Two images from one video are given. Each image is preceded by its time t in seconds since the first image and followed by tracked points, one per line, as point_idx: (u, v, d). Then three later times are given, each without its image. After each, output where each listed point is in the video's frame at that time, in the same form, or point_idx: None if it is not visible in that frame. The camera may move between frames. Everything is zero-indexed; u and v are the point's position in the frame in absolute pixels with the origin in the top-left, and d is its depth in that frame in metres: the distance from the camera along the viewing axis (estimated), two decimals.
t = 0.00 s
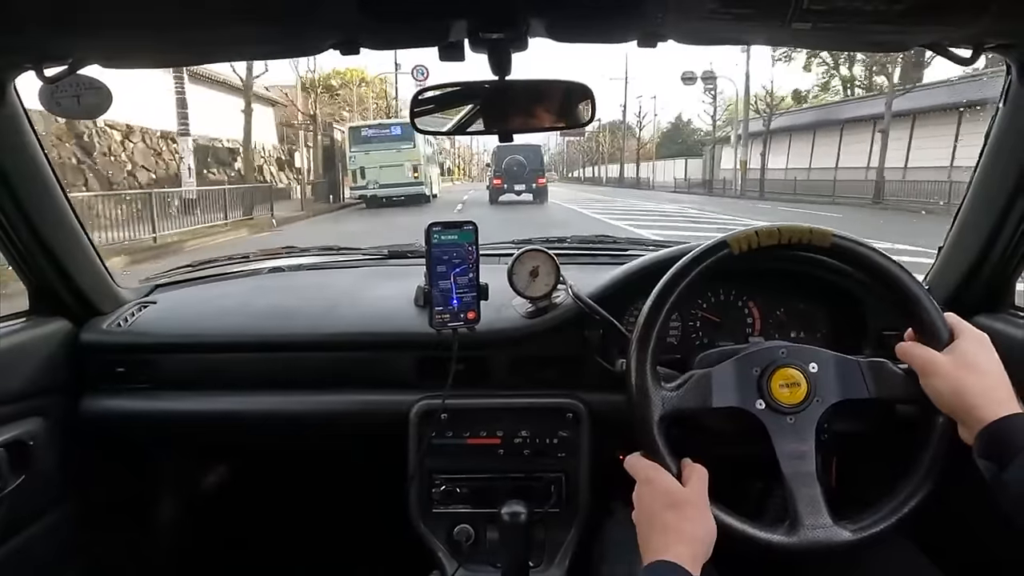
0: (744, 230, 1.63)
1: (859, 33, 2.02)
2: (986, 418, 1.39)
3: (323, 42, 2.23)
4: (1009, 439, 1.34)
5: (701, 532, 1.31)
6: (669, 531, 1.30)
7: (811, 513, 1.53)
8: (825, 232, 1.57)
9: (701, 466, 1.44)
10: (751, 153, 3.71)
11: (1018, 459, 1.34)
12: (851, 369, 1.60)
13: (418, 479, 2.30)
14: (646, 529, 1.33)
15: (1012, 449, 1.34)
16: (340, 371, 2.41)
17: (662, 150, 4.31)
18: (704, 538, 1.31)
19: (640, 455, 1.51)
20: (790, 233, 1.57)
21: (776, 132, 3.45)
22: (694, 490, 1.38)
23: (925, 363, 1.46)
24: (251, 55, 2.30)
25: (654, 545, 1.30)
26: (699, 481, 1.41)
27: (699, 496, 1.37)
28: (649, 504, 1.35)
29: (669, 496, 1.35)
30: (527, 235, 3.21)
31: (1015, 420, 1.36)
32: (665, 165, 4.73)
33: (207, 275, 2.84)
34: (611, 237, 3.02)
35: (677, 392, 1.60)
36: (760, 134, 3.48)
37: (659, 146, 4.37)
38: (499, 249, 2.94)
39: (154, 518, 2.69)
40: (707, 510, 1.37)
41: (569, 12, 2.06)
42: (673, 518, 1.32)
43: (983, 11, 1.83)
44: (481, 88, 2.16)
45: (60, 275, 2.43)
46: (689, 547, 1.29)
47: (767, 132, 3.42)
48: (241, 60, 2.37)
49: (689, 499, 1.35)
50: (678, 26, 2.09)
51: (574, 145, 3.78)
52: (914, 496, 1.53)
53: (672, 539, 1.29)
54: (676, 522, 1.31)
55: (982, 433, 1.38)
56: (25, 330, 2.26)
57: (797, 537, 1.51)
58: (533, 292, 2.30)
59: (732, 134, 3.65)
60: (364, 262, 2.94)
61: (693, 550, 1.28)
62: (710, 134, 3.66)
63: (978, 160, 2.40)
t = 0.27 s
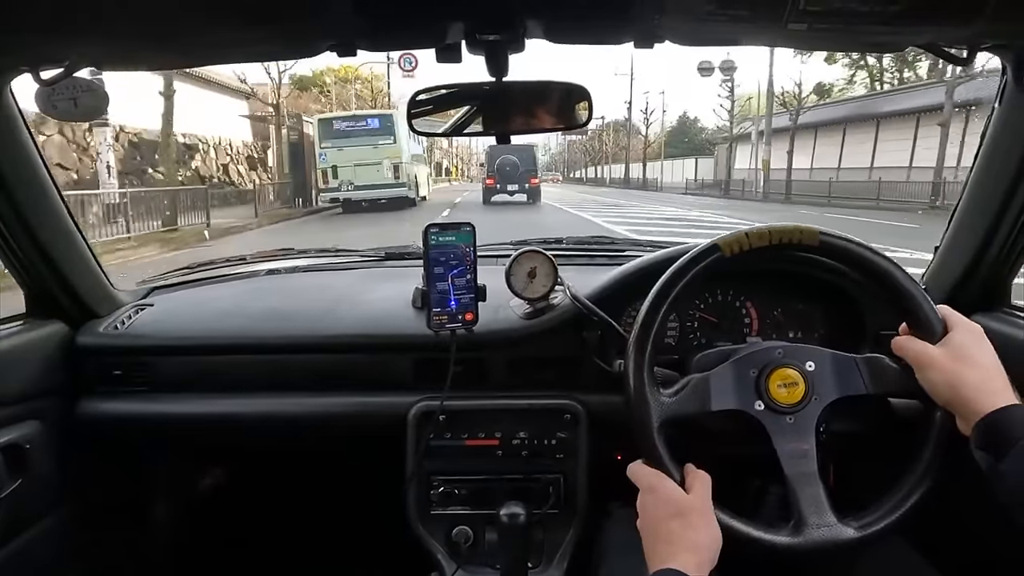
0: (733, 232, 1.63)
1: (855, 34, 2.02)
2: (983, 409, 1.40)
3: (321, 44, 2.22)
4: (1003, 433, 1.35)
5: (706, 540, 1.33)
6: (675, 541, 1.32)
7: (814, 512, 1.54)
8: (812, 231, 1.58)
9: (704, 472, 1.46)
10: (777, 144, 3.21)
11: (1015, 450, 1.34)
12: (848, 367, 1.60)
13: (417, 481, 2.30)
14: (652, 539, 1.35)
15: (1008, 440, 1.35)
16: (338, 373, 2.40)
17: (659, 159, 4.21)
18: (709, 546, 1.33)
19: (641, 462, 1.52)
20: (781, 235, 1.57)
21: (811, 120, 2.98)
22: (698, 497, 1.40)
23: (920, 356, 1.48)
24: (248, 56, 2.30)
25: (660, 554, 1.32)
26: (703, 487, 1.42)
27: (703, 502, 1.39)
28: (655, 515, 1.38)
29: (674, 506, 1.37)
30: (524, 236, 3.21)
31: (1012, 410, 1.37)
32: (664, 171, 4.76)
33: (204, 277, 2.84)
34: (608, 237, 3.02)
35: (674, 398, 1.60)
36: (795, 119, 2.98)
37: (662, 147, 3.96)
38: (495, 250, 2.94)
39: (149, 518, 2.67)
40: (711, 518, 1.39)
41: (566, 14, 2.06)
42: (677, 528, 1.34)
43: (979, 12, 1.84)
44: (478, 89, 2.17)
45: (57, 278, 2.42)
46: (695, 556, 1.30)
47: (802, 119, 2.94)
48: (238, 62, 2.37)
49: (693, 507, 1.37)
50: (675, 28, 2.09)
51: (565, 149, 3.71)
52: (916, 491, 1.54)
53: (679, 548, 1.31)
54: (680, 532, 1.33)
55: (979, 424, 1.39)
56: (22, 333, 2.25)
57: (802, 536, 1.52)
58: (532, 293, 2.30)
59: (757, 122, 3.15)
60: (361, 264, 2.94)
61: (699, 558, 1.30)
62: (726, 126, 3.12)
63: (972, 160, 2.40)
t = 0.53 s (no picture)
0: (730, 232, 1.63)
1: (852, 35, 2.03)
2: (977, 408, 1.41)
3: (318, 43, 2.22)
4: (999, 430, 1.36)
5: (704, 542, 1.34)
6: (673, 544, 1.33)
7: (810, 512, 1.54)
8: (808, 231, 1.57)
9: (700, 474, 1.46)
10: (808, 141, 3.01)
11: (1008, 449, 1.35)
12: (843, 367, 1.60)
13: (412, 481, 2.30)
14: (649, 541, 1.36)
15: (1001, 438, 1.35)
16: (335, 373, 2.40)
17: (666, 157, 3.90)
18: (707, 550, 1.34)
19: (638, 465, 1.52)
20: (776, 236, 1.57)
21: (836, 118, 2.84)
22: (695, 499, 1.41)
23: (915, 357, 1.49)
24: (245, 55, 2.29)
25: (658, 557, 1.32)
26: (699, 490, 1.43)
27: (700, 505, 1.40)
28: (654, 518, 1.38)
29: (672, 508, 1.38)
30: (521, 236, 3.20)
31: (1005, 409, 1.38)
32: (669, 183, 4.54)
33: (200, 276, 2.83)
34: (606, 238, 3.02)
35: (671, 399, 1.60)
36: (826, 117, 2.84)
37: (672, 146, 3.76)
38: (493, 250, 2.94)
39: (145, 518, 2.68)
40: (708, 520, 1.40)
41: (564, 14, 2.06)
42: (676, 531, 1.35)
43: (976, 13, 1.84)
44: (476, 89, 2.17)
45: (53, 277, 2.42)
46: (692, 560, 1.30)
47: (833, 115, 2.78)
48: (235, 61, 2.36)
49: (689, 509, 1.38)
50: (673, 28, 2.09)
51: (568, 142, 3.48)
52: (912, 492, 1.54)
53: (677, 550, 1.32)
54: (679, 534, 1.34)
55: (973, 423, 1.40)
56: (17, 332, 2.25)
57: (798, 538, 1.52)
58: (529, 293, 2.30)
59: (784, 117, 2.91)
60: (358, 263, 2.93)
61: (696, 560, 1.31)
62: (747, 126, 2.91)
63: (968, 162, 2.41)
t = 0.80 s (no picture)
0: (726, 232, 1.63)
1: (850, 36, 2.03)
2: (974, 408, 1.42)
3: (316, 43, 2.22)
4: (996, 430, 1.37)
5: (703, 541, 1.34)
6: (671, 543, 1.33)
7: (810, 511, 1.55)
8: (805, 231, 1.58)
9: (700, 474, 1.47)
10: (848, 137, 2.87)
11: (1004, 449, 1.36)
12: (840, 366, 1.61)
13: (410, 481, 2.29)
14: (648, 541, 1.36)
15: (998, 438, 1.37)
16: (333, 373, 2.40)
17: (676, 160, 3.77)
18: (705, 548, 1.34)
19: (636, 465, 1.53)
20: (772, 236, 1.57)
21: (884, 110, 2.68)
22: (693, 499, 1.42)
23: (913, 356, 1.50)
24: (243, 55, 2.29)
25: (657, 557, 1.33)
26: (699, 489, 1.44)
27: (698, 503, 1.40)
28: (652, 518, 1.38)
29: (669, 508, 1.38)
30: (519, 236, 3.21)
31: (1003, 409, 1.39)
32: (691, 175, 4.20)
33: (198, 276, 2.83)
34: (604, 237, 3.02)
35: (669, 400, 1.61)
36: (858, 113, 2.73)
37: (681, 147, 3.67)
38: (490, 250, 2.94)
39: (145, 516, 2.68)
40: (707, 519, 1.40)
41: (562, 13, 2.06)
42: (674, 530, 1.35)
43: (973, 14, 1.84)
44: (474, 89, 2.17)
45: (50, 277, 2.41)
46: (690, 558, 1.31)
47: (878, 108, 2.66)
48: (233, 61, 2.36)
49: (688, 509, 1.38)
50: (670, 28, 2.09)
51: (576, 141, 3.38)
52: (909, 490, 1.55)
53: (675, 550, 1.32)
54: (677, 534, 1.34)
55: (970, 423, 1.41)
56: (14, 332, 2.25)
57: (797, 537, 1.52)
58: (528, 293, 2.31)
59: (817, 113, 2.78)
60: (355, 263, 2.93)
61: (695, 560, 1.31)
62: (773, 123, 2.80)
63: (965, 162, 2.41)
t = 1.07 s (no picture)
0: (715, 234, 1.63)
1: (847, 36, 2.03)
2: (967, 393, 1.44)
3: (313, 41, 2.21)
4: (988, 414, 1.39)
5: (709, 553, 1.35)
6: (679, 556, 1.34)
7: (814, 509, 1.55)
8: (787, 231, 1.59)
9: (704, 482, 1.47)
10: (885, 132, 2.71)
11: (999, 433, 1.39)
12: (834, 363, 1.61)
13: (406, 481, 2.29)
14: (656, 554, 1.37)
15: (993, 423, 1.39)
16: (329, 372, 2.40)
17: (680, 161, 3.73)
18: (712, 559, 1.35)
19: (638, 476, 1.53)
20: (759, 238, 1.58)
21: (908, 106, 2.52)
22: (698, 507, 1.42)
23: (903, 345, 1.50)
24: (239, 53, 2.28)
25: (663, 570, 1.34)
26: (703, 498, 1.43)
27: (703, 513, 1.40)
28: (656, 531, 1.39)
29: (674, 520, 1.38)
30: (515, 235, 3.21)
31: (995, 393, 1.41)
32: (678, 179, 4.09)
33: (193, 274, 2.82)
34: (600, 237, 3.02)
35: (666, 410, 1.61)
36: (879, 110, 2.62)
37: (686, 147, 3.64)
38: (487, 249, 2.94)
39: (138, 514, 2.67)
40: (712, 527, 1.40)
41: (559, 12, 2.06)
42: (679, 542, 1.35)
43: (969, 16, 1.84)
44: (469, 88, 2.16)
45: (44, 275, 2.41)
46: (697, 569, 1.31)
47: (906, 105, 2.51)
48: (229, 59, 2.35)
49: (693, 518, 1.39)
50: (667, 28, 2.09)
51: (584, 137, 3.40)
52: (910, 481, 1.56)
53: (682, 561, 1.33)
54: (684, 546, 1.35)
55: (964, 408, 1.42)
56: (9, 330, 2.24)
57: (803, 536, 1.53)
58: (524, 293, 2.30)
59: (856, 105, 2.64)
60: (351, 262, 2.93)
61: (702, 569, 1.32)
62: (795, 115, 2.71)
63: (960, 163, 2.42)
